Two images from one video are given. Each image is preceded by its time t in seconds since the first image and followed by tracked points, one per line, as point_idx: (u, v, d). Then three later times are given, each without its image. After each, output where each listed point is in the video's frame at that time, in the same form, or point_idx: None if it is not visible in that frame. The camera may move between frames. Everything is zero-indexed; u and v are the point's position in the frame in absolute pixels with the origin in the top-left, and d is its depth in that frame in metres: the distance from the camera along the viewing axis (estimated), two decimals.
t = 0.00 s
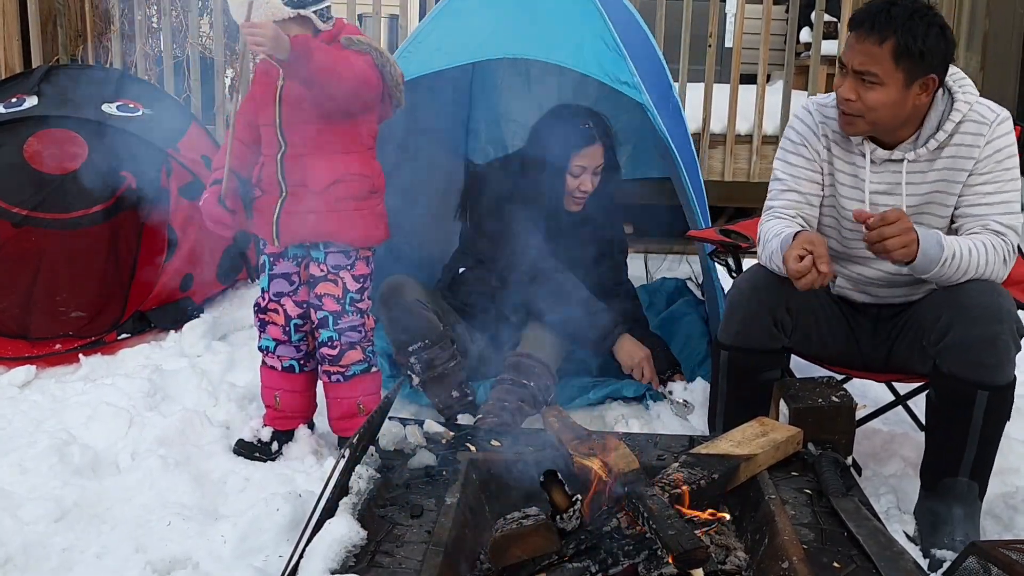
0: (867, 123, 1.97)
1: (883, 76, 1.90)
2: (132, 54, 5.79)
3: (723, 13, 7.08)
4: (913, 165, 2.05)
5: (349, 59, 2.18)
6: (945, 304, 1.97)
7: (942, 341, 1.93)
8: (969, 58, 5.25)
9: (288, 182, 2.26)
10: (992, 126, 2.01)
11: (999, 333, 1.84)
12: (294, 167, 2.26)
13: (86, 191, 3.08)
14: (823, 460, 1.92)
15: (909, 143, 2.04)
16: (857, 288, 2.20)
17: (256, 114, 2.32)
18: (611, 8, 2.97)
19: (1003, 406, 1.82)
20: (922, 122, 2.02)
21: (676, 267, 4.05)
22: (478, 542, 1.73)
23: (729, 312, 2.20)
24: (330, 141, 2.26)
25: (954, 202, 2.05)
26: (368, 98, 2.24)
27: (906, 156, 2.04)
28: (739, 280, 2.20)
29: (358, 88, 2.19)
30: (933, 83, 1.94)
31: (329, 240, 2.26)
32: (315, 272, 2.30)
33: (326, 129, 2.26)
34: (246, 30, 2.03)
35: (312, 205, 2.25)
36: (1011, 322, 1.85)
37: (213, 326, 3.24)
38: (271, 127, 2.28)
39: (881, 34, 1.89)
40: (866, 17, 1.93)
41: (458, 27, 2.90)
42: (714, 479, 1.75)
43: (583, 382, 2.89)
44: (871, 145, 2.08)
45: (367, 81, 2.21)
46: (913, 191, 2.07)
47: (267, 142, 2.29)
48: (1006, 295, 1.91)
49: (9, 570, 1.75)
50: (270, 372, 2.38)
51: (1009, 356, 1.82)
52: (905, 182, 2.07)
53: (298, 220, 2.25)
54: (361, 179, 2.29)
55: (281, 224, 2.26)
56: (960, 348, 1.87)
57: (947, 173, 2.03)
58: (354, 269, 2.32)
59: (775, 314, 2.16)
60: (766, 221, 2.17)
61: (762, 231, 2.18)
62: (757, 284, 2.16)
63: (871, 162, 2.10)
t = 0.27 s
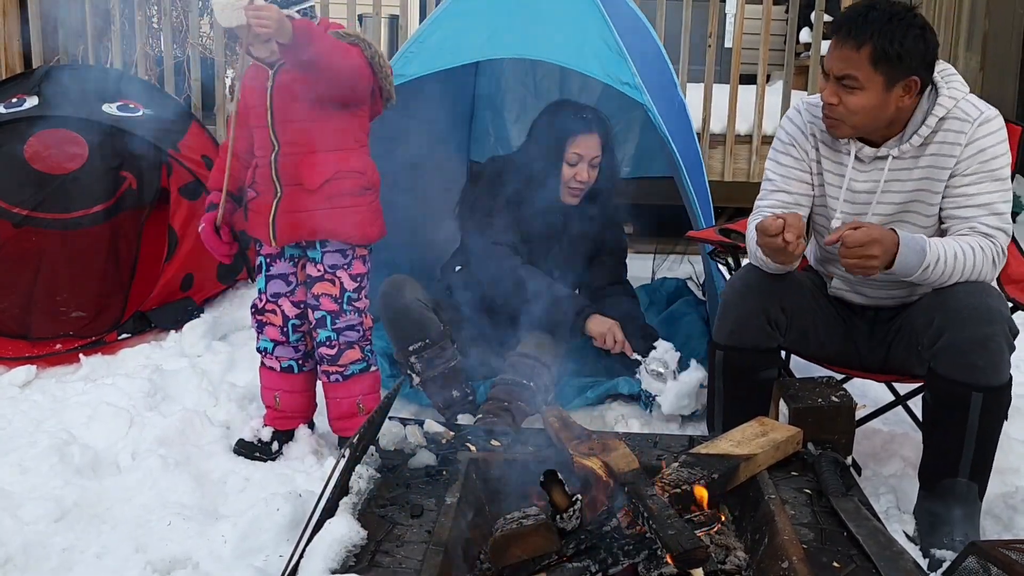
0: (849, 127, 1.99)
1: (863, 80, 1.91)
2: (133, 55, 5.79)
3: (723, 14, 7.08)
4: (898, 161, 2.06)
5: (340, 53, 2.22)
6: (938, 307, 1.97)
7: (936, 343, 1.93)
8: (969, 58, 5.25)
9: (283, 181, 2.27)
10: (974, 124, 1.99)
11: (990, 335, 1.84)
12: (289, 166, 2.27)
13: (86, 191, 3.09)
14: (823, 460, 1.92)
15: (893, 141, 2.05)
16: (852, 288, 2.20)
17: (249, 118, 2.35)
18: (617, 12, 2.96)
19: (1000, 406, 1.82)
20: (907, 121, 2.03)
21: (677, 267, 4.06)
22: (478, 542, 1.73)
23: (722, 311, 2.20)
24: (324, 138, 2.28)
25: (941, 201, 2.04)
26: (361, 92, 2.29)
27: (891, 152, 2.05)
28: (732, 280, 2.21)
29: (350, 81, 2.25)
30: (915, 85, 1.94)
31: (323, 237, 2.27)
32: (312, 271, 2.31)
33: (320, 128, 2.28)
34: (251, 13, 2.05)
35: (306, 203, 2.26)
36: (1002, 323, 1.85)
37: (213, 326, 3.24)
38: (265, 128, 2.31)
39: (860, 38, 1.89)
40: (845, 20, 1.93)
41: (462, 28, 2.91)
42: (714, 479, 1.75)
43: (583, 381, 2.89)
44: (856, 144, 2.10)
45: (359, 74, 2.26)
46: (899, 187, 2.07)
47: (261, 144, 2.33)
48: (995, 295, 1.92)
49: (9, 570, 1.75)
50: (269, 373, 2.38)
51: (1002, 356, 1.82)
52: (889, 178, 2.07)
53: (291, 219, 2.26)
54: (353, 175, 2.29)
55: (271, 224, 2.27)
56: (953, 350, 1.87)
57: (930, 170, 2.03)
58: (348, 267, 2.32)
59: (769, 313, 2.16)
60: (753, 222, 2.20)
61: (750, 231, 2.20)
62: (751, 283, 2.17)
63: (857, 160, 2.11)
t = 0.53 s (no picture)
0: (889, 132, 1.97)
1: (907, 86, 1.88)
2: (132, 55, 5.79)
3: (723, 13, 7.08)
4: (915, 164, 2.04)
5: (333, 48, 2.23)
6: (951, 307, 1.95)
7: (948, 344, 1.91)
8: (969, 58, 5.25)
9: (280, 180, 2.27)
10: (991, 125, 1.98)
11: (1005, 336, 1.82)
12: (285, 164, 2.27)
13: (85, 191, 3.06)
14: (825, 461, 1.91)
15: (912, 142, 2.03)
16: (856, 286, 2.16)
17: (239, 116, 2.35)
18: (617, 12, 2.96)
19: (1009, 408, 1.81)
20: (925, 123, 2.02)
21: (677, 267, 4.06)
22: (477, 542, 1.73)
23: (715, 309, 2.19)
24: (319, 136, 2.29)
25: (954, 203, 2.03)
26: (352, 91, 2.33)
27: (909, 154, 2.03)
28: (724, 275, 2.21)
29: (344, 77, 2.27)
30: (948, 83, 1.95)
31: (320, 236, 2.27)
32: (307, 272, 2.31)
33: (315, 125, 2.29)
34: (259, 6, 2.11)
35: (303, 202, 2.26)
36: (1018, 324, 1.84)
37: (212, 326, 3.24)
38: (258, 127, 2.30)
39: (902, 44, 1.85)
40: (875, 23, 1.89)
41: (460, 26, 2.91)
42: (714, 480, 1.74)
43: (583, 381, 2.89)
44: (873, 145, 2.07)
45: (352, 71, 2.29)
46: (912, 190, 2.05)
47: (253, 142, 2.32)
48: (1013, 297, 1.90)
49: (9, 570, 1.74)
50: (266, 375, 2.38)
51: (1016, 358, 1.81)
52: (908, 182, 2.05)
53: (288, 217, 2.26)
54: (348, 172, 2.30)
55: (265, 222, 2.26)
56: (966, 350, 1.85)
57: (944, 173, 2.01)
58: (347, 267, 2.32)
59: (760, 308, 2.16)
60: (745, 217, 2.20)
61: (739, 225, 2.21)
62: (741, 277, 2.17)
63: (872, 163, 2.09)
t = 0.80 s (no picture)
0: (901, 135, 1.95)
1: (918, 88, 1.87)
2: (132, 55, 5.79)
3: (722, 13, 7.08)
4: (933, 167, 2.02)
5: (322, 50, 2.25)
6: (949, 306, 1.95)
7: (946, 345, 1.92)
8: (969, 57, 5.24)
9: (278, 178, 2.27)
10: (1011, 126, 1.96)
11: (1003, 335, 1.82)
12: (282, 164, 2.27)
13: (84, 191, 3.07)
14: (825, 461, 1.90)
15: (929, 145, 2.01)
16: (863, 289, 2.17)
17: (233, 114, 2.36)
18: (618, 12, 2.95)
19: (1010, 407, 1.80)
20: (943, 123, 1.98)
21: (677, 267, 4.05)
22: (477, 542, 1.72)
23: (731, 314, 2.20)
24: (318, 136, 2.29)
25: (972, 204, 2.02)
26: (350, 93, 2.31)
27: (927, 157, 2.01)
28: (742, 282, 2.20)
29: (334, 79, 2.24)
30: (961, 86, 1.93)
31: (323, 235, 2.28)
32: (304, 272, 2.30)
33: (309, 125, 2.28)
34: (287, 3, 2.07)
35: (306, 201, 2.26)
36: (1016, 323, 1.84)
37: (212, 326, 3.24)
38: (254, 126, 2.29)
39: (912, 46, 1.84)
40: (886, 22, 1.88)
41: (461, 25, 2.91)
42: (714, 479, 1.74)
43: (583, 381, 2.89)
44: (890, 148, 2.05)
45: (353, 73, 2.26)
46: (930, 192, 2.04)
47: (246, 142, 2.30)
48: (1009, 294, 1.91)
49: (8, 570, 1.74)
50: (265, 376, 2.37)
51: (1014, 357, 1.80)
52: (926, 184, 2.04)
53: (293, 217, 2.26)
54: (342, 173, 2.29)
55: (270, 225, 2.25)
56: (964, 349, 1.85)
57: (965, 172, 1.99)
58: (343, 266, 2.32)
59: (776, 317, 2.15)
60: (768, 229, 2.18)
61: (763, 237, 2.19)
62: (759, 289, 2.16)
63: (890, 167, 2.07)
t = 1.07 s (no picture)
0: (867, 124, 1.98)
1: (880, 78, 1.90)
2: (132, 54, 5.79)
3: (722, 13, 7.08)
4: (922, 168, 2.01)
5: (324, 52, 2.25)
6: (952, 316, 1.94)
7: (950, 355, 1.92)
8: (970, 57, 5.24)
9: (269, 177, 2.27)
10: (1008, 137, 1.94)
11: (1009, 346, 1.82)
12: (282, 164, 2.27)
13: (85, 191, 3.15)
14: (825, 461, 1.90)
15: (918, 146, 2.01)
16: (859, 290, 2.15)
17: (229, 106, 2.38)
18: (617, 12, 2.95)
19: (1012, 416, 1.81)
20: (933, 125, 1.99)
21: (677, 267, 4.05)
22: (477, 542, 1.72)
23: (725, 320, 2.20)
24: (314, 136, 2.29)
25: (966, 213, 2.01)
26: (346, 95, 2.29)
27: (913, 157, 2.01)
28: (736, 284, 2.21)
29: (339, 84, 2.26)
30: (939, 86, 1.91)
31: (316, 236, 2.27)
32: (305, 272, 2.30)
33: (309, 125, 2.28)
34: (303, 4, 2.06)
35: (303, 202, 2.26)
36: (1022, 334, 1.83)
37: (212, 326, 3.24)
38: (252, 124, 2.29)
39: (881, 36, 1.88)
40: (865, 13, 1.93)
41: (461, 25, 2.91)
42: (714, 480, 1.74)
43: (583, 381, 2.89)
44: (880, 146, 2.05)
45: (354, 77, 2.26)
46: (920, 195, 2.04)
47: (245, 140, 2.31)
48: (1011, 302, 1.90)
49: (9, 570, 1.74)
50: (265, 377, 2.37)
51: (1018, 367, 1.81)
52: (914, 185, 2.03)
53: (290, 218, 2.25)
54: (347, 173, 2.30)
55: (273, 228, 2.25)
56: (969, 359, 1.85)
57: (960, 179, 1.99)
58: (343, 267, 2.32)
59: (773, 323, 2.15)
60: (761, 231, 2.18)
61: (756, 239, 2.18)
62: (752, 296, 2.16)
63: (879, 166, 2.06)
